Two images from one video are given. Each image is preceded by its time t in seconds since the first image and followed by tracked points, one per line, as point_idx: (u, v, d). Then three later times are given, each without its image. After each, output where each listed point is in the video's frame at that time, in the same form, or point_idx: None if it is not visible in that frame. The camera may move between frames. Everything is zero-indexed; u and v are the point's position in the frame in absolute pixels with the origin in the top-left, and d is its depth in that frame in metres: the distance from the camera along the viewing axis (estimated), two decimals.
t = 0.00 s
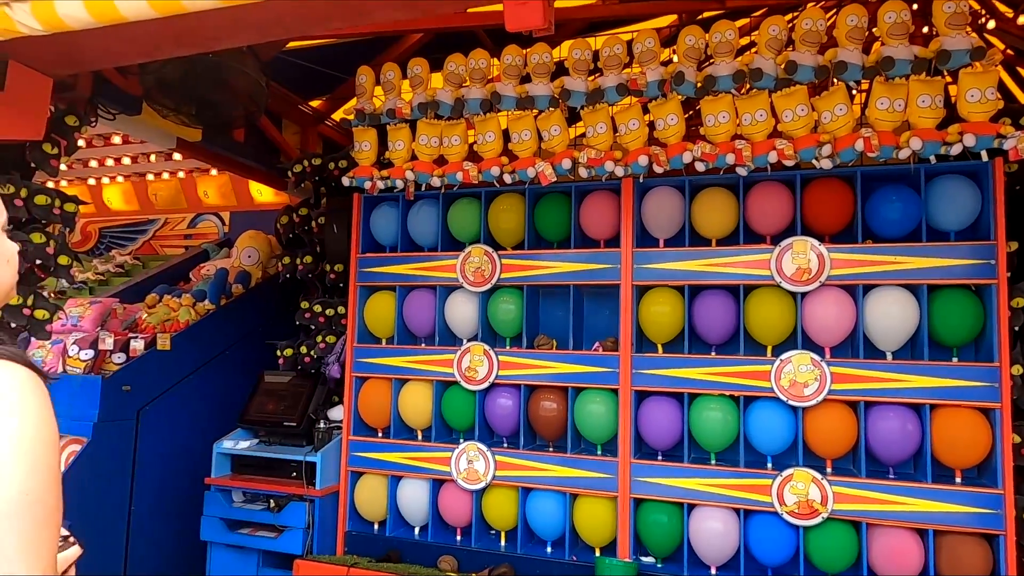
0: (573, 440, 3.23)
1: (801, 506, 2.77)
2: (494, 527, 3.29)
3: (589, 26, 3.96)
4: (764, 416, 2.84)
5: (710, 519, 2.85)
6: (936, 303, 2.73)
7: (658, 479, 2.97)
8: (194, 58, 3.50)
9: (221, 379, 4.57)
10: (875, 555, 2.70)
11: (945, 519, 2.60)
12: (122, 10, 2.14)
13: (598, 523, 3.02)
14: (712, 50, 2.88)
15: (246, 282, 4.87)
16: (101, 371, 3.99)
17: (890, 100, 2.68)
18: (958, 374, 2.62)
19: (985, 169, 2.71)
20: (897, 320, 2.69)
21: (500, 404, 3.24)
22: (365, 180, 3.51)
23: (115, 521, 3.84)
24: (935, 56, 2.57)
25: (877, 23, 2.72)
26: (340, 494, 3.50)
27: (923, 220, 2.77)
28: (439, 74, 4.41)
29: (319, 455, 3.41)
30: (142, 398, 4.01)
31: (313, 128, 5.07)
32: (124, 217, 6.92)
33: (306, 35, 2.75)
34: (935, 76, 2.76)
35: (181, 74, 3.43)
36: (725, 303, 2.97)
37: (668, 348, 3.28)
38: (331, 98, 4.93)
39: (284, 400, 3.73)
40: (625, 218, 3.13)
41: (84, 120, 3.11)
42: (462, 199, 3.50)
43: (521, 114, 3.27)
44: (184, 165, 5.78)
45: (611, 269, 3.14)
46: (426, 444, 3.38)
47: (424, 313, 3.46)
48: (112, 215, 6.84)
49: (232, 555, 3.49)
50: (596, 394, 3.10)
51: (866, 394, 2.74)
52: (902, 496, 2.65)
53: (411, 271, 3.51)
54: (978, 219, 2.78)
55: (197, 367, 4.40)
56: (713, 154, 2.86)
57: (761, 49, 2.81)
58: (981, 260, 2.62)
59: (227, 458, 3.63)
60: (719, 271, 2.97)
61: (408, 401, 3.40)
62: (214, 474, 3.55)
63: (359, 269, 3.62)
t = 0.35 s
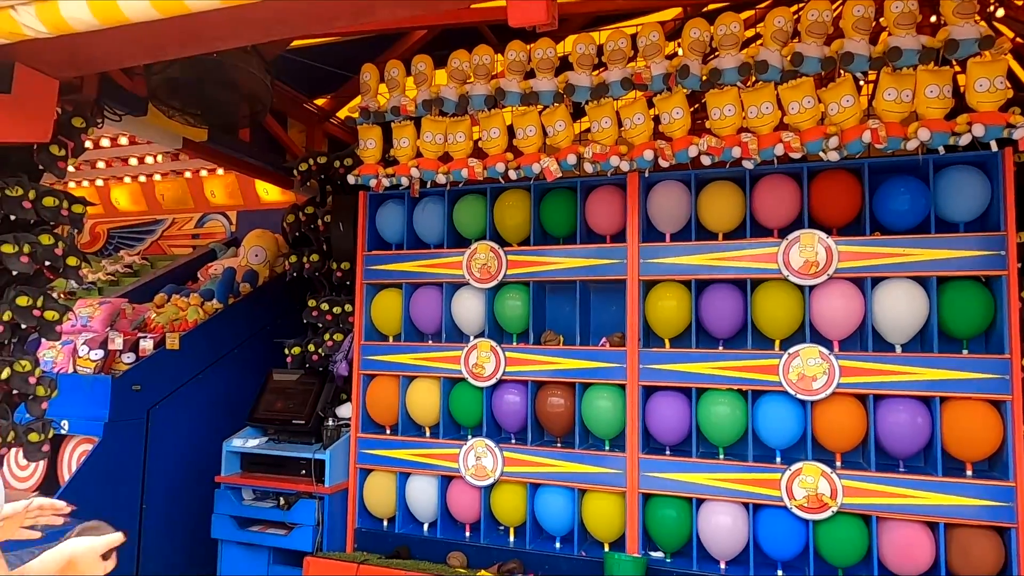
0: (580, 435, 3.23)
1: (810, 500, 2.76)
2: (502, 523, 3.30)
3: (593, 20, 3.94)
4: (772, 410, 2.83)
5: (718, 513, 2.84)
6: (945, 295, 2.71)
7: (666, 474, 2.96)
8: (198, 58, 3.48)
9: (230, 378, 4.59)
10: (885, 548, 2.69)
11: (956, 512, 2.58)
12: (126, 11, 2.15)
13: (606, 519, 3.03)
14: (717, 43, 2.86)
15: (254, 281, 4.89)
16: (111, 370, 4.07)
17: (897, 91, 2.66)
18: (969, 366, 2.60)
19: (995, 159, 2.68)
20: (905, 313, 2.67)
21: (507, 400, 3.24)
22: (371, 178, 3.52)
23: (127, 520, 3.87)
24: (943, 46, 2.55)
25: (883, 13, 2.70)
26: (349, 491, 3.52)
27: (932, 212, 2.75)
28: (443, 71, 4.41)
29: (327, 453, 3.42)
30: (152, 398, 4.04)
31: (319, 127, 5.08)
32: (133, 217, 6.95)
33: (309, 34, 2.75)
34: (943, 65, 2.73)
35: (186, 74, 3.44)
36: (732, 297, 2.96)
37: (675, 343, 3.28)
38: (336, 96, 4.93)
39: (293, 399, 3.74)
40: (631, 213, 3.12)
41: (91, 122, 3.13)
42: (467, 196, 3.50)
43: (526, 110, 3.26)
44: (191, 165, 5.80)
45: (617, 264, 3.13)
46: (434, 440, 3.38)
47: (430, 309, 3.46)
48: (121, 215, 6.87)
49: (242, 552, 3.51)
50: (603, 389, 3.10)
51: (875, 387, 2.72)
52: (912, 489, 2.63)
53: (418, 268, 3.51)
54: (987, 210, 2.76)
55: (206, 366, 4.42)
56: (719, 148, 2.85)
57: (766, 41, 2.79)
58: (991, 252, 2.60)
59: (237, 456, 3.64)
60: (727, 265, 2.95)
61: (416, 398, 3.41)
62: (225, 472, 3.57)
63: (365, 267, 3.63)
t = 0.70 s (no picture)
0: (581, 440, 3.23)
1: (811, 504, 2.75)
2: (503, 528, 3.29)
3: (593, 26, 3.95)
4: (772, 414, 2.83)
5: (719, 518, 2.84)
6: (945, 299, 2.71)
7: (667, 479, 2.96)
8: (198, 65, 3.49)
9: (230, 383, 4.59)
10: (887, 553, 2.68)
11: (956, 516, 2.58)
12: (127, 18, 2.16)
13: (607, 524, 3.02)
14: (716, 48, 2.87)
15: (254, 286, 4.91)
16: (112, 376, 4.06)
17: (895, 96, 2.67)
18: (968, 370, 2.61)
19: (993, 164, 2.69)
20: (904, 317, 2.68)
21: (508, 405, 3.24)
22: (371, 183, 3.53)
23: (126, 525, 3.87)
24: (940, 51, 2.55)
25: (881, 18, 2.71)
26: (349, 496, 3.51)
27: (930, 216, 2.76)
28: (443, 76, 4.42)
29: (327, 458, 3.42)
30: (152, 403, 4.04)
31: (319, 132, 5.09)
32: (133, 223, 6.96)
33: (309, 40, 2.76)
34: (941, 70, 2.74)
35: (186, 81, 3.45)
36: (732, 301, 2.96)
37: (674, 347, 3.28)
38: (336, 103, 4.92)
39: (293, 404, 3.74)
40: (630, 218, 3.13)
41: (92, 128, 3.14)
42: (467, 201, 3.51)
43: (526, 116, 3.27)
44: (192, 171, 5.82)
45: (617, 269, 3.14)
46: (434, 446, 3.38)
47: (430, 314, 3.46)
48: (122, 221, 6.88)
49: (243, 558, 3.49)
50: (603, 394, 3.10)
51: (875, 391, 2.72)
52: (913, 493, 2.63)
53: (418, 274, 3.51)
54: (986, 214, 2.76)
55: (207, 371, 4.42)
56: (718, 153, 2.86)
57: (764, 47, 2.79)
58: (990, 256, 2.60)
59: (237, 462, 3.64)
60: (726, 270, 2.96)
61: (416, 403, 3.41)
62: (225, 478, 3.57)
63: (366, 272, 3.63)
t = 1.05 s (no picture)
0: (574, 450, 3.23)
1: (803, 514, 2.76)
2: (496, 539, 3.28)
3: (585, 38, 3.98)
4: (765, 424, 2.84)
5: (712, 528, 2.84)
6: (934, 309, 2.73)
7: (660, 489, 2.96)
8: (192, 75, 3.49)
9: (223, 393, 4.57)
10: (879, 563, 2.69)
11: (948, 525, 2.59)
12: (122, 30, 2.17)
13: (600, 535, 3.01)
14: (707, 61, 2.90)
15: (247, 296, 4.91)
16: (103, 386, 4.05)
17: (883, 108, 2.70)
18: (958, 380, 2.62)
19: (980, 175, 2.72)
20: (894, 327, 2.70)
21: (501, 415, 3.24)
22: (365, 194, 3.54)
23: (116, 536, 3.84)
24: (927, 64, 2.59)
25: (869, 32, 2.75)
26: (342, 507, 3.50)
27: (920, 227, 2.78)
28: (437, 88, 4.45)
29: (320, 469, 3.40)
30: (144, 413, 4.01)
31: (313, 143, 5.10)
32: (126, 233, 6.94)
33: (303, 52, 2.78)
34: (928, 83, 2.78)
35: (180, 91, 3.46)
36: (724, 311, 2.98)
37: (667, 357, 3.29)
38: (330, 113, 4.95)
39: (285, 414, 3.73)
40: (623, 228, 3.15)
41: (85, 138, 3.14)
42: (461, 211, 3.52)
43: (519, 127, 3.29)
44: (185, 181, 5.81)
45: (610, 279, 3.15)
46: (427, 456, 3.38)
47: (423, 325, 3.46)
48: (114, 231, 6.86)
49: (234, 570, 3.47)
50: (596, 404, 3.10)
51: (866, 401, 2.74)
52: (905, 503, 2.64)
53: (411, 284, 3.52)
54: (974, 225, 2.79)
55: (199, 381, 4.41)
56: (710, 164, 2.88)
57: (755, 59, 2.83)
58: (979, 266, 2.63)
59: (229, 472, 3.62)
60: (718, 281, 2.98)
61: (409, 413, 3.41)
62: (216, 489, 3.55)
63: (359, 282, 3.63)
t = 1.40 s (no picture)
0: (576, 458, 3.23)
1: (806, 523, 2.75)
2: (498, 546, 3.28)
3: (588, 47, 4.00)
4: (767, 432, 2.83)
5: (715, 536, 2.84)
6: (936, 317, 2.73)
7: (662, 496, 2.96)
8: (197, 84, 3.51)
9: (225, 400, 4.59)
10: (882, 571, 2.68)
11: (951, 534, 2.58)
12: (128, 39, 2.19)
13: (603, 542, 3.01)
14: (709, 69, 2.91)
15: (250, 303, 4.92)
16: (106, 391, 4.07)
17: (885, 117, 2.70)
18: (961, 388, 2.62)
19: (982, 183, 2.72)
20: (896, 335, 2.70)
21: (503, 422, 3.25)
22: (368, 201, 3.56)
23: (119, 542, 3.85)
24: (929, 73, 2.60)
25: (871, 41, 2.76)
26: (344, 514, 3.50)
27: (922, 235, 2.79)
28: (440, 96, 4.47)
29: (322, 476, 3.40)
30: (146, 420, 4.04)
31: (316, 150, 5.13)
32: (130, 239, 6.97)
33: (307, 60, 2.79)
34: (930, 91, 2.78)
35: (186, 99, 3.49)
36: (726, 319, 2.98)
37: (669, 365, 3.29)
38: (333, 121, 4.97)
39: (287, 421, 3.73)
40: (625, 236, 3.15)
41: (91, 145, 3.18)
42: (463, 219, 3.53)
43: (521, 135, 3.30)
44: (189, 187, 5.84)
45: (612, 287, 3.15)
46: (429, 463, 3.38)
47: (426, 332, 3.47)
48: (118, 237, 6.89)
49: None
50: (598, 411, 3.11)
51: (868, 409, 2.74)
52: (908, 511, 2.63)
53: (413, 291, 3.53)
54: (976, 233, 2.80)
55: (201, 388, 4.43)
56: (712, 172, 2.89)
57: (757, 68, 2.84)
58: (981, 274, 2.63)
59: (231, 479, 3.63)
60: (720, 288, 2.98)
61: (411, 420, 3.41)
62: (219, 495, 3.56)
63: (362, 289, 3.64)
